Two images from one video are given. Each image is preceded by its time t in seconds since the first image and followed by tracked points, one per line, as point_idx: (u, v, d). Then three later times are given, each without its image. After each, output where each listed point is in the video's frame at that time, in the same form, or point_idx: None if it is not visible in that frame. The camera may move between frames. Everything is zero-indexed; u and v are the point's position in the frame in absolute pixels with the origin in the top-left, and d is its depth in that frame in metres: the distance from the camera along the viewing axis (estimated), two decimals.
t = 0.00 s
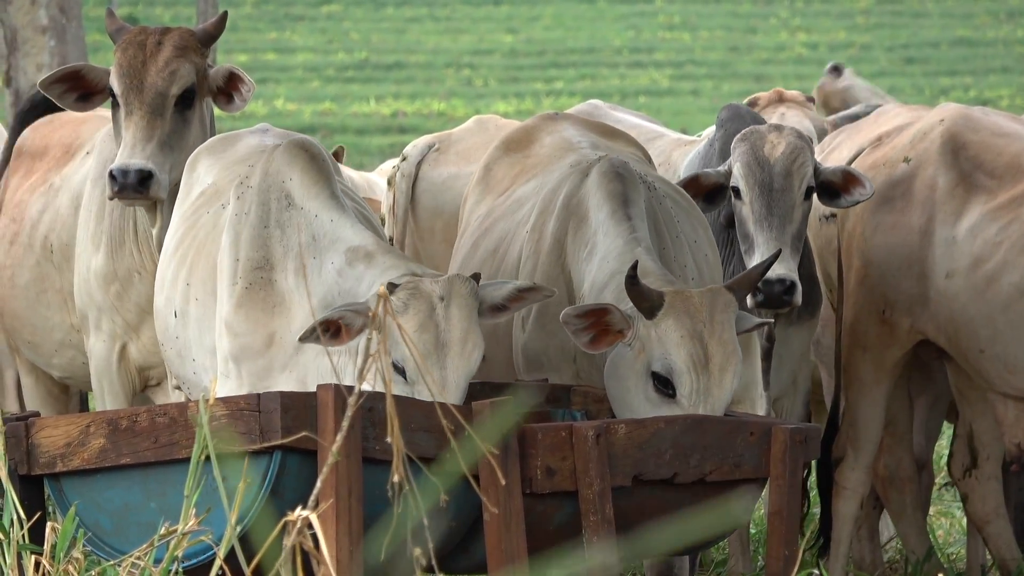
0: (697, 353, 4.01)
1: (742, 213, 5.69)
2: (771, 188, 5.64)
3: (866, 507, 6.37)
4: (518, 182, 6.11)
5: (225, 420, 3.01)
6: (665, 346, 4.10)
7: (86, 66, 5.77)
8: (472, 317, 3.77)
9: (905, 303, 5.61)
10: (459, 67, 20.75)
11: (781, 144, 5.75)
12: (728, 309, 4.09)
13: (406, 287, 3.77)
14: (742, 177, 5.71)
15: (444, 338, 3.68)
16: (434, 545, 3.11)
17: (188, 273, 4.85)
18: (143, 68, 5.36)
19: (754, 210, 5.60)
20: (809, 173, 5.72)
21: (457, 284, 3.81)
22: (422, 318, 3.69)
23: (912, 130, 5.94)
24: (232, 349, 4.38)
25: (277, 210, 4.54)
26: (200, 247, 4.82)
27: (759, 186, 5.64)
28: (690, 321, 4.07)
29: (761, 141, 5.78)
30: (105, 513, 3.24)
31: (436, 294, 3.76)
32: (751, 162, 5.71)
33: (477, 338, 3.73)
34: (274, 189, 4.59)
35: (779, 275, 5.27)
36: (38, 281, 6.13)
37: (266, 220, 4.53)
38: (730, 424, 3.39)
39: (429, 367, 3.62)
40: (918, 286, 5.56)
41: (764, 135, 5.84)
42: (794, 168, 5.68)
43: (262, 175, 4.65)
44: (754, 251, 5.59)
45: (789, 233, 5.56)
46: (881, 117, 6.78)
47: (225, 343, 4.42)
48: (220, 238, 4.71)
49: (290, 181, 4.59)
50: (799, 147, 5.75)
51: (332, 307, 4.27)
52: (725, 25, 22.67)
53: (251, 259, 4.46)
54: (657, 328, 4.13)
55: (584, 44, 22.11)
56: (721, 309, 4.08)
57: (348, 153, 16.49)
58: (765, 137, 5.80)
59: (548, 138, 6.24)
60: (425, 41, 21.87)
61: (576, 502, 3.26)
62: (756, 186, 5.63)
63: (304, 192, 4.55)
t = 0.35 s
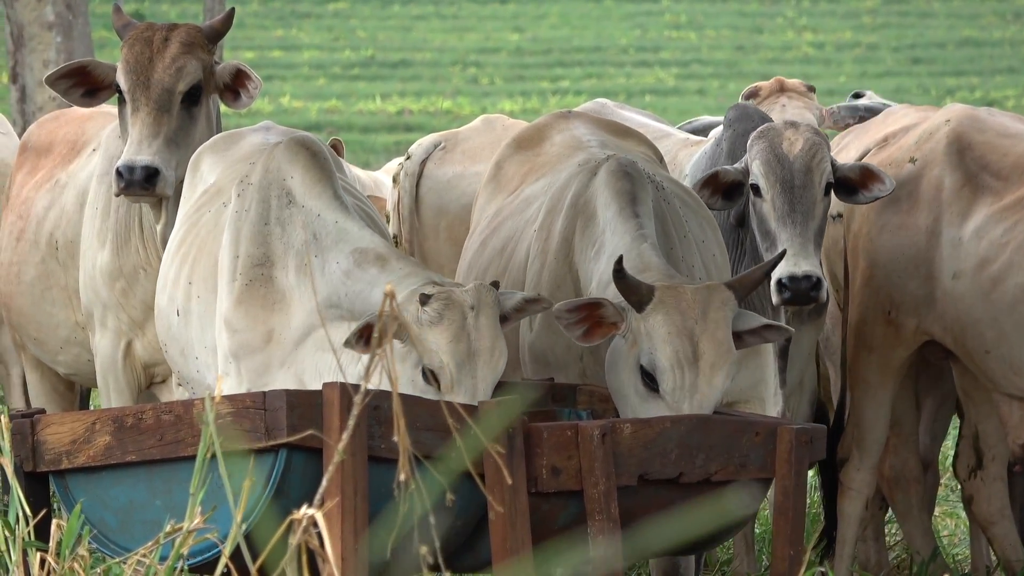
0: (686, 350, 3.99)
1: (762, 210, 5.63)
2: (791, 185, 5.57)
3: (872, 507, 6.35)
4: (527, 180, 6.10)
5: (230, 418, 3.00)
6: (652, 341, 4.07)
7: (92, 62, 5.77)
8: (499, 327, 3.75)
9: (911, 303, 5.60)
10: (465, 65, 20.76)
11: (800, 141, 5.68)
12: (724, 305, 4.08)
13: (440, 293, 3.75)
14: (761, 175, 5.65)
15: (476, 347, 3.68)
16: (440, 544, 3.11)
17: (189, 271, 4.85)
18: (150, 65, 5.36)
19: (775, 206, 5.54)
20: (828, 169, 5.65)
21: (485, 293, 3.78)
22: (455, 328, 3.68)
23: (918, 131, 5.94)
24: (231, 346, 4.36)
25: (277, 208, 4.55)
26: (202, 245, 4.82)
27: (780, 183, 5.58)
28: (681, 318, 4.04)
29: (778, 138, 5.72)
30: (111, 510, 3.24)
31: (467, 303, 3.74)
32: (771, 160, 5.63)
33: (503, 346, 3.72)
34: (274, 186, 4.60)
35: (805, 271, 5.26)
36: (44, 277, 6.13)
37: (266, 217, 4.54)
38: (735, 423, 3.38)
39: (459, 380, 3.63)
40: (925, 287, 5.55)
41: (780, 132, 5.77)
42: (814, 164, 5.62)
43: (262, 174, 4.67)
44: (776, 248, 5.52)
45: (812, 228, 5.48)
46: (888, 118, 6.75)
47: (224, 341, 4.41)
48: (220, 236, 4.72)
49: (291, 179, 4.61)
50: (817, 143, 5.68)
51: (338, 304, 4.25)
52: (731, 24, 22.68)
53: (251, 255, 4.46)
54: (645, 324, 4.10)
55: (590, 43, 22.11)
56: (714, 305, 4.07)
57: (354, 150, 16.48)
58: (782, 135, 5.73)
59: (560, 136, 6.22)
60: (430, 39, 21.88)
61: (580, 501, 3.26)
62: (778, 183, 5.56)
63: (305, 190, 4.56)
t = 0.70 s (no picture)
0: (631, 341, 4.03)
1: (775, 200, 5.63)
2: (803, 176, 5.56)
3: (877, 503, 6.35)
4: (538, 177, 6.09)
5: (236, 416, 2.99)
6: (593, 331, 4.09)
7: (96, 60, 5.78)
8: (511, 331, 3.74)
9: (916, 299, 5.59)
10: (469, 62, 20.77)
11: (812, 131, 5.65)
12: (672, 297, 4.14)
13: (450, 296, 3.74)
14: (774, 165, 5.64)
15: (487, 348, 3.67)
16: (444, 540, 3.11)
17: (191, 269, 4.85)
18: (155, 63, 5.36)
19: (787, 196, 5.52)
20: (840, 159, 5.62)
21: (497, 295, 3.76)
22: (467, 329, 3.67)
23: (923, 127, 5.93)
24: (235, 344, 4.35)
25: (280, 205, 4.54)
26: (203, 243, 4.82)
27: (791, 173, 5.57)
28: (624, 311, 4.07)
29: (789, 129, 5.70)
30: (115, 508, 3.24)
31: (479, 304, 3.73)
32: (783, 148, 5.63)
33: (514, 348, 3.71)
34: (276, 183, 4.60)
35: (815, 260, 5.29)
36: (49, 275, 6.14)
37: (269, 215, 4.53)
38: (740, 419, 3.38)
39: (472, 381, 3.62)
40: (931, 283, 5.53)
41: (792, 123, 5.75)
42: (826, 153, 5.59)
43: (263, 171, 4.66)
44: (787, 238, 5.51)
45: (823, 218, 5.46)
46: (895, 114, 6.74)
47: (228, 339, 4.40)
48: (222, 234, 4.71)
49: (294, 177, 4.61)
50: (828, 133, 5.66)
51: (345, 303, 4.28)
52: (736, 21, 22.67)
53: (253, 253, 4.44)
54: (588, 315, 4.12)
55: (594, 40, 22.10)
56: (662, 298, 4.13)
57: (358, 148, 16.48)
58: (794, 125, 5.71)
59: (569, 133, 6.21)
60: (435, 36, 21.89)
61: (585, 498, 3.25)
62: (789, 173, 5.56)
63: (309, 188, 4.57)
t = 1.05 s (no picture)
0: (604, 343, 3.96)
1: (781, 190, 5.62)
2: (809, 165, 5.55)
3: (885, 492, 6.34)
4: (549, 166, 6.08)
5: (243, 406, 2.98)
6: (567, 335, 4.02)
7: (103, 50, 5.77)
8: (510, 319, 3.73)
9: (923, 289, 5.58)
10: (475, 53, 20.75)
11: (819, 120, 5.64)
12: (648, 302, 4.07)
13: (448, 284, 3.73)
14: (780, 154, 5.64)
15: (485, 336, 3.66)
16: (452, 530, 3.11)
17: (197, 261, 4.85)
18: (163, 53, 5.35)
19: (793, 186, 5.52)
20: (847, 149, 5.60)
21: (493, 283, 3.77)
22: (464, 315, 3.67)
23: (930, 116, 5.92)
24: (243, 334, 4.37)
25: (285, 196, 4.52)
26: (209, 234, 4.82)
27: (798, 163, 5.56)
28: (599, 313, 4.02)
29: (796, 119, 5.68)
30: (122, 498, 3.23)
31: (478, 291, 3.73)
32: (789, 139, 5.63)
33: (513, 337, 3.69)
34: (281, 173, 4.58)
35: (822, 249, 5.27)
36: (56, 266, 6.14)
37: (275, 205, 4.52)
38: (748, 410, 3.37)
39: (469, 368, 3.61)
40: (937, 273, 5.53)
41: (799, 113, 5.73)
42: (832, 143, 5.58)
43: (268, 162, 4.64)
44: (793, 228, 5.51)
45: (829, 208, 5.45)
46: (902, 103, 6.72)
47: (236, 330, 4.41)
48: (229, 225, 4.71)
49: (299, 167, 4.60)
50: (835, 122, 5.64)
51: (350, 294, 4.28)
52: (742, 12, 22.65)
53: (259, 244, 4.44)
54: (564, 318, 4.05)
55: (600, 30, 22.08)
56: (638, 302, 4.06)
57: (365, 138, 16.47)
58: (801, 114, 5.69)
59: (582, 122, 6.20)
60: (441, 27, 21.88)
61: (593, 488, 3.25)
62: (795, 163, 5.55)
63: (313, 178, 4.56)
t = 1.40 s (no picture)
0: (592, 321, 4.00)
1: (786, 181, 5.61)
2: (815, 157, 5.55)
3: (893, 483, 6.34)
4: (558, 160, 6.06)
5: (250, 401, 2.97)
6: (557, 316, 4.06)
7: (107, 47, 5.77)
8: (507, 305, 3.74)
9: (930, 281, 5.57)
10: (480, 47, 20.73)
11: (823, 113, 5.63)
12: (634, 278, 4.10)
13: (444, 274, 3.74)
14: (785, 146, 5.63)
15: (480, 325, 3.67)
16: (460, 526, 3.10)
17: (203, 257, 4.85)
18: (169, 50, 5.35)
19: (798, 177, 5.51)
20: (852, 141, 5.59)
21: (491, 273, 3.78)
22: (457, 304, 3.68)
23: (936, 107, 5.90)
24: (249, 331, 4.38)
25: (290, 191, 4.52)
26: (216, 231, 4.82)
27: (803, 155, 5.55)
28: (585, 291, 4.04)
29: (801, 111, 5.67)
30: (130, 495, 3.24)
31: (472, 281, 3.74)
32: (794, 131, 5.62)
33: (511, 325, 3.71)
34: (286, 169, 4.58)
35: (827, 242, 5.27)
36: (62, 263, 6.15)
37: (281, 201, 4.52)
38: (754, 402, 3.37)
39: (464, 356, 3.62)
40: (944, 264, 5.51)
41: (804, 105, 5.72)
42: (838, 135, 5.57)
43: (274, 157, 4.64)
44: (798, 220, 5.50)
45: (834, 200, 5.45)
46: (908, 94, 6.71)
47: (243, 326, 4.42)
48: (235, 221, 4.71)
49: (304, 163, 4.59)
50: (840, 115, 5.63)
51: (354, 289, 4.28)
52: (746, 4, 22.64)
53: (265, 240, 4.44)
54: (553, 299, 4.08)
55: (605, 23, 22.06)
56: (624, 279, 4.09)
57: (371, 133, 16.47)
58: (806, 106, 5.68)
59: (590, 116, 6.20)
60: (445, 22, 21.86)
61: (600, 482, 3.24)
62: (800, 154, 5.54)
63: (318, 174, 4.55)
